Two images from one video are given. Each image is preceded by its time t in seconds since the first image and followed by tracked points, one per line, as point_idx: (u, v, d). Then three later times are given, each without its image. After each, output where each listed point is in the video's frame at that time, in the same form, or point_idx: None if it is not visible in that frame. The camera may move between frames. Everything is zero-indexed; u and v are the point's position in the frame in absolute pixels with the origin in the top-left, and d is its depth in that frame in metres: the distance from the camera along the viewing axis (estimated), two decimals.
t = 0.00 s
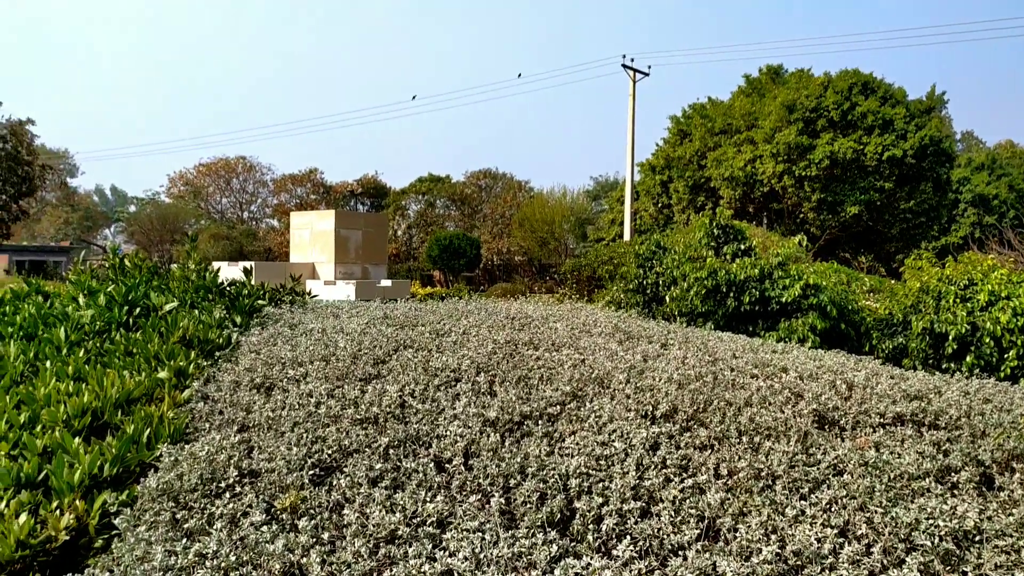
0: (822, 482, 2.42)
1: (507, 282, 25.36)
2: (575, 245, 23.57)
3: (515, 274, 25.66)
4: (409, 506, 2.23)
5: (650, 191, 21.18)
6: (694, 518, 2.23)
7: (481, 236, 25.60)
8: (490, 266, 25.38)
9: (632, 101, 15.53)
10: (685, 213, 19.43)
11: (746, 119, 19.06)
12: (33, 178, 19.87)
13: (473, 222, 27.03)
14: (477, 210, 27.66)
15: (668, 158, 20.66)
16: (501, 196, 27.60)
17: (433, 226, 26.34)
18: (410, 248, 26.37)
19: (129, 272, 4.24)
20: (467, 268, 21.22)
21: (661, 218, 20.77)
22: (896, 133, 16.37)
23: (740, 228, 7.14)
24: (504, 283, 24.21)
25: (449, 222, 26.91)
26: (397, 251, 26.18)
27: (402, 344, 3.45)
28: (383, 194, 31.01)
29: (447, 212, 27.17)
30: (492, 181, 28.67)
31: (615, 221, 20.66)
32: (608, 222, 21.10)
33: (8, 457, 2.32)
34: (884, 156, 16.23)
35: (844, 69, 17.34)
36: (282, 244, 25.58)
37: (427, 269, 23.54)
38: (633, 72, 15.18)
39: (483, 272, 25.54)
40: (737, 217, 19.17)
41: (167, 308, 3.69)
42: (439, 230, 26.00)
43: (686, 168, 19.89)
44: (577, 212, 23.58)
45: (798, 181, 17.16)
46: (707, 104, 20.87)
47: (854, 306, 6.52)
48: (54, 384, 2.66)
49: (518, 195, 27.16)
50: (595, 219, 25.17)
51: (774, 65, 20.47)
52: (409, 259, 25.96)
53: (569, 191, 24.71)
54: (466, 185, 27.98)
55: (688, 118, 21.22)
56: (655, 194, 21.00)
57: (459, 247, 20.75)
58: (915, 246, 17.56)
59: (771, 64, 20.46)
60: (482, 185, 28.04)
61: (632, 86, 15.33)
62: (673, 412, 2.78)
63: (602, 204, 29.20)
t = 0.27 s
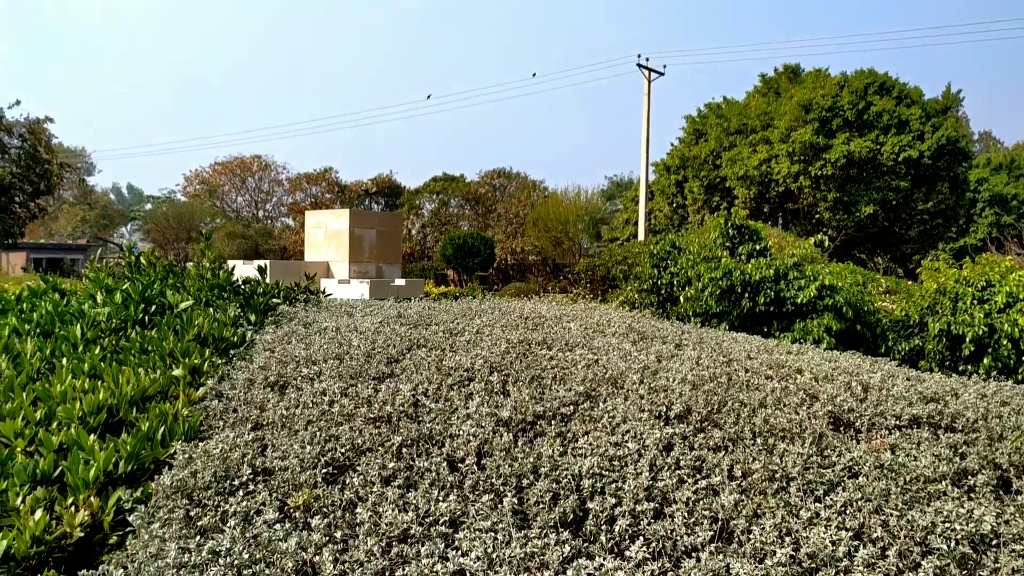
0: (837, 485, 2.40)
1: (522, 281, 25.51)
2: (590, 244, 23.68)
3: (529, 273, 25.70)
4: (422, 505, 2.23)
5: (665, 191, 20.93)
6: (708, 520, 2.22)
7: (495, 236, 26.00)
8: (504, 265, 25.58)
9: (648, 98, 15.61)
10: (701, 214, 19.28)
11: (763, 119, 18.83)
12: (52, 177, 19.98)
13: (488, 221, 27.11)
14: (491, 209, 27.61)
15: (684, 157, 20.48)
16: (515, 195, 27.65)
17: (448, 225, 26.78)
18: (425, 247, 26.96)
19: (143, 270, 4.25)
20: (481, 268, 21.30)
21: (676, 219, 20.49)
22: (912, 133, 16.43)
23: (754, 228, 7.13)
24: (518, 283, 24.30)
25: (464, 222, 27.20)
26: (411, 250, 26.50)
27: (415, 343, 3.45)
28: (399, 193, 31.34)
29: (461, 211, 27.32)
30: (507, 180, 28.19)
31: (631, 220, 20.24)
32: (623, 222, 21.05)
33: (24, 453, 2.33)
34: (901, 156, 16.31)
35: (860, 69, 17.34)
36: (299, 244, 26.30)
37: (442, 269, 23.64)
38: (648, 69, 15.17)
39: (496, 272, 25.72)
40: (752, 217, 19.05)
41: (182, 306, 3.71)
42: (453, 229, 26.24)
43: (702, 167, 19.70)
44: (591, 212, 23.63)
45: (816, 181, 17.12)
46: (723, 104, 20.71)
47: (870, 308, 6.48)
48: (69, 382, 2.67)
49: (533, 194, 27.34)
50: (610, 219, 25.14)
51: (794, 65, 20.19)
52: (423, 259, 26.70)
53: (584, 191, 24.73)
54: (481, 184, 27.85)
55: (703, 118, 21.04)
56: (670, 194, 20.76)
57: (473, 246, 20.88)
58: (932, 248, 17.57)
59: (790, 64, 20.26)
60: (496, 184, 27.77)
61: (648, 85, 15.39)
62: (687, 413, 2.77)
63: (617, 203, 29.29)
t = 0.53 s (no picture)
0: (848, 487, 2.38)
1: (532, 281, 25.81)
2: (599, 245, 23.57)
3: (540, 273, 25.98)
4: (431, 505, 2.23)
5: (675, 192, 21.11)
6: (718, 522, 2.21)
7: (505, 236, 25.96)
8: (514, 265, 25.68)
9: (659, 99, 15.54)
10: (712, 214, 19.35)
11: (773, 118, 18.95)
12: (65, 177, 20.04)
13: (498, 221, 27.31)
14: (502, 209, 27.77)
15: (694, 158, 20.52)
16: (525, 195, 27.75)
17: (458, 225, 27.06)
18: (434, 247, 27.22)
19: (154, 268, 4.26)
20: (491, 268, 21.41)
21: (687, 219, 20.74)
22: (924, 134, 16.40)
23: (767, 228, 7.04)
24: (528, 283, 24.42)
25: (474, 221, 27.45)
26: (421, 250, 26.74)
27: (425, 343, 3.44)
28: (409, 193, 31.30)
29: (472, 211, 27.52)
30: (517, 180, 28.19)
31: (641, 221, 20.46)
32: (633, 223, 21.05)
33: (35, 451, 2.34)
34: (912, 157, 16.28)
35: (871, 71, 17.47)
36: (310, 243, 26.56)
37: (451, 269, 23.70)
38: (659, 70, 15.23)
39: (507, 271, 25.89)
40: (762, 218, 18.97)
41: (193, 305, 3.72)
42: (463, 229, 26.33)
43: (712, 168, 19.74)
44: (601, 212, 23.61)
45: (828, 181, 17.06)
46: (733, 104, 20.75)
47: (883, 309, 6.45)
48: (81, 380, 2.68)
49: (543, 195, 27.50)
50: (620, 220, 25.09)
51: (805, 65, 20.18)
52: (434, 259, 26.91)
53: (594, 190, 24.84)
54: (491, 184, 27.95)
55: (714, 118, 21.10)
56: (681, 195, 20.96)
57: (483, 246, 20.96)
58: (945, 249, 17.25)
59: (800, 65, 20.25)
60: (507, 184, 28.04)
61: (659, 85, 15.39)
62: (697, 415, 2.76)
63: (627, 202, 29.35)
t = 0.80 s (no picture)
0: (858, 489, 2.37)
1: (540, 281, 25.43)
2: (608, 245, 24.06)
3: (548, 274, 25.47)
4: (439, 505, 2.22)
5: (684, 192, 20.92)
6: (727, 523, 2.20)
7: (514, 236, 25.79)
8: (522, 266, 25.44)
9: (666, 99, 15.55)
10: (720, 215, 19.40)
11: (781, 119, 18.92)
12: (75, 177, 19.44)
13: (506, 221, 27.40)
14: (511, 210, 27.88)
15: (703, 159, 20.41)
16: (534, 195, 27.87)
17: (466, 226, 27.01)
18: (442, 247, 27.01)
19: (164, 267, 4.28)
20: (499, 267, 21.51)
21: (695, 219, 20.68)
22: (933, 134, 16.40)
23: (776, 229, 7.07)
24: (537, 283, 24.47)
25: (482, 222, 27.46)
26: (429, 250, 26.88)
27: (433, 343, 3.44)
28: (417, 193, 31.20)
29: (479, 211, 27.49)
30: (525, 180, 28.69)
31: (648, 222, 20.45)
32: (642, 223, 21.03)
33: (44, 450, 2.35)
34: (921, 158, 16.27)
35: (880, 72, 17.45)
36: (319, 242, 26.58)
37: (459, 269, 23.69)
38: (668, 71, 15.43)
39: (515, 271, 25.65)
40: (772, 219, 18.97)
41: (202, 304, 3.73)
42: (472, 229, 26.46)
43: (721, 168, 19.61)
44: (609, 212, 24.02)
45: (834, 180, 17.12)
46: (742, 105, 20.63)
47: (893, 312, 6.46)
48: (89, 378, 2.69)
49: (551, 195, 27.61)
50: (628, 220, 25.04)
51: (809, 68, 20.10)
52: (442, 258, 26.75)
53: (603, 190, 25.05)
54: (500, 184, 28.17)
55: (722, 119, 21.00)
56: (689, 195, 20.76)
57: (491, 246, 21.10)
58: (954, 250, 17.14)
59: (805, 67, 20.14)
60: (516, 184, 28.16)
61: (668, 85, 15.53)
62: (706, 416, 2.75)
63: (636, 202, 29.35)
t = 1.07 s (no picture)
0: (876, 493, 2.35)
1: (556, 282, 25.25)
2: (624, 245, 23.87)
3: (564, 274, 25.49)
4: (455, 505, 2.22)
5: (701, 192, 21.27)
6: (744, 526, 2.19)
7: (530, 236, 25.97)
8: (538, 266, 25.33)
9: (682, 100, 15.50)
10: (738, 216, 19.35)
11: (799, 120, 18.85)
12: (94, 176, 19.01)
13: (522, 221, 27.56)
14: (527, 209, 28.04)
15: (720, 160, 20.56)
16: (550, 195, 27.96)
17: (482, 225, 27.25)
18: (458, 247, 27.53)
19: (182, 267, 4.30)
20: (516, 267, 21.69)
21: (712, 220, 20.85)
22: (954, 135, 16.42)
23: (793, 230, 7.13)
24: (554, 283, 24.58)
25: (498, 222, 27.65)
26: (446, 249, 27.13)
27: (449, 343, 3.45)
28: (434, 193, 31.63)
29: (496, 211, 27.73)
30: (542, 180, 28.67)
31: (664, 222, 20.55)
32: (659, 224, 20.87)
33: (64, 447, 2.37)
34: (940, 158, 16.19)
35: (899, 72, 17.44)
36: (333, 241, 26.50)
37: (476, 269, 23.72)
38: (684, 70, 15.40)
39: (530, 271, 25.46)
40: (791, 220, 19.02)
41: (220, 303, 3.74)
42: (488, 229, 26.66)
43: (738, 169, 19.78)
44: (625, 212, 23.75)
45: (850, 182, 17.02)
46: (759, 105, 20.67)
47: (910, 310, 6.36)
48: (109, 377, 2.71)
49: (568, 195, 27.69)
50: (645, 220, 24.93)
51: (826, 68, 20.08)
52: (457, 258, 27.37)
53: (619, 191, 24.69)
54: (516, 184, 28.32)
55: (740, 119, 21.08)
56: (707, 195, 21.02)
57: (508, 247, 21.27)
58: (974, 251, 16.97)
59: (821, 67, 20.09)
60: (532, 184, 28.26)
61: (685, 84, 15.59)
62: (722, 417, 2.73)
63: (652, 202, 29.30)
